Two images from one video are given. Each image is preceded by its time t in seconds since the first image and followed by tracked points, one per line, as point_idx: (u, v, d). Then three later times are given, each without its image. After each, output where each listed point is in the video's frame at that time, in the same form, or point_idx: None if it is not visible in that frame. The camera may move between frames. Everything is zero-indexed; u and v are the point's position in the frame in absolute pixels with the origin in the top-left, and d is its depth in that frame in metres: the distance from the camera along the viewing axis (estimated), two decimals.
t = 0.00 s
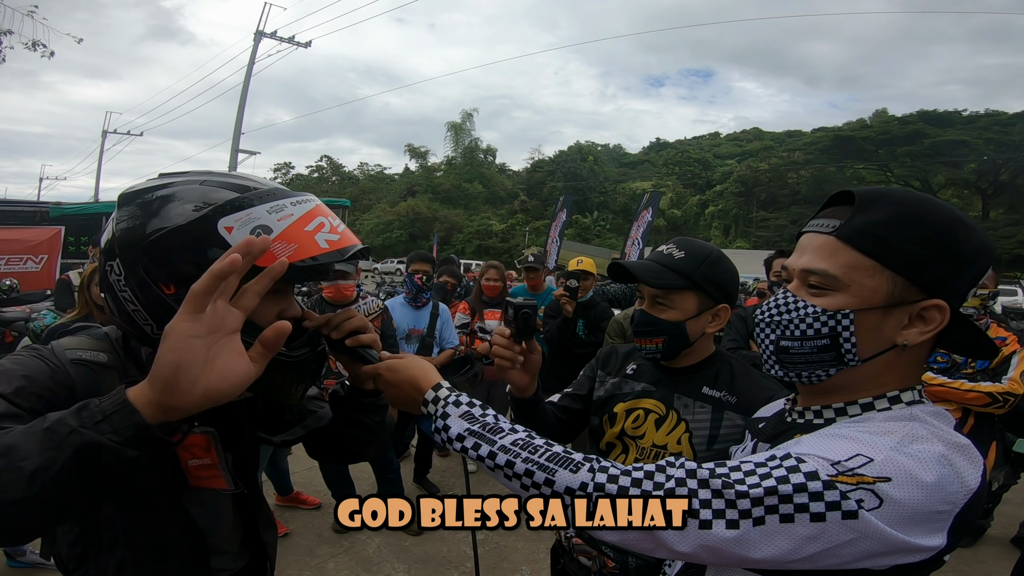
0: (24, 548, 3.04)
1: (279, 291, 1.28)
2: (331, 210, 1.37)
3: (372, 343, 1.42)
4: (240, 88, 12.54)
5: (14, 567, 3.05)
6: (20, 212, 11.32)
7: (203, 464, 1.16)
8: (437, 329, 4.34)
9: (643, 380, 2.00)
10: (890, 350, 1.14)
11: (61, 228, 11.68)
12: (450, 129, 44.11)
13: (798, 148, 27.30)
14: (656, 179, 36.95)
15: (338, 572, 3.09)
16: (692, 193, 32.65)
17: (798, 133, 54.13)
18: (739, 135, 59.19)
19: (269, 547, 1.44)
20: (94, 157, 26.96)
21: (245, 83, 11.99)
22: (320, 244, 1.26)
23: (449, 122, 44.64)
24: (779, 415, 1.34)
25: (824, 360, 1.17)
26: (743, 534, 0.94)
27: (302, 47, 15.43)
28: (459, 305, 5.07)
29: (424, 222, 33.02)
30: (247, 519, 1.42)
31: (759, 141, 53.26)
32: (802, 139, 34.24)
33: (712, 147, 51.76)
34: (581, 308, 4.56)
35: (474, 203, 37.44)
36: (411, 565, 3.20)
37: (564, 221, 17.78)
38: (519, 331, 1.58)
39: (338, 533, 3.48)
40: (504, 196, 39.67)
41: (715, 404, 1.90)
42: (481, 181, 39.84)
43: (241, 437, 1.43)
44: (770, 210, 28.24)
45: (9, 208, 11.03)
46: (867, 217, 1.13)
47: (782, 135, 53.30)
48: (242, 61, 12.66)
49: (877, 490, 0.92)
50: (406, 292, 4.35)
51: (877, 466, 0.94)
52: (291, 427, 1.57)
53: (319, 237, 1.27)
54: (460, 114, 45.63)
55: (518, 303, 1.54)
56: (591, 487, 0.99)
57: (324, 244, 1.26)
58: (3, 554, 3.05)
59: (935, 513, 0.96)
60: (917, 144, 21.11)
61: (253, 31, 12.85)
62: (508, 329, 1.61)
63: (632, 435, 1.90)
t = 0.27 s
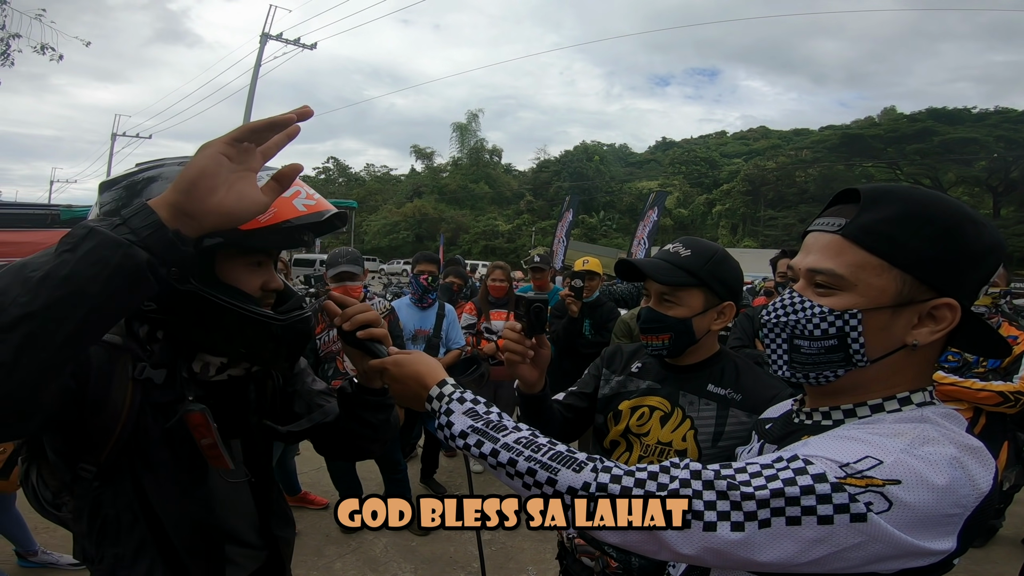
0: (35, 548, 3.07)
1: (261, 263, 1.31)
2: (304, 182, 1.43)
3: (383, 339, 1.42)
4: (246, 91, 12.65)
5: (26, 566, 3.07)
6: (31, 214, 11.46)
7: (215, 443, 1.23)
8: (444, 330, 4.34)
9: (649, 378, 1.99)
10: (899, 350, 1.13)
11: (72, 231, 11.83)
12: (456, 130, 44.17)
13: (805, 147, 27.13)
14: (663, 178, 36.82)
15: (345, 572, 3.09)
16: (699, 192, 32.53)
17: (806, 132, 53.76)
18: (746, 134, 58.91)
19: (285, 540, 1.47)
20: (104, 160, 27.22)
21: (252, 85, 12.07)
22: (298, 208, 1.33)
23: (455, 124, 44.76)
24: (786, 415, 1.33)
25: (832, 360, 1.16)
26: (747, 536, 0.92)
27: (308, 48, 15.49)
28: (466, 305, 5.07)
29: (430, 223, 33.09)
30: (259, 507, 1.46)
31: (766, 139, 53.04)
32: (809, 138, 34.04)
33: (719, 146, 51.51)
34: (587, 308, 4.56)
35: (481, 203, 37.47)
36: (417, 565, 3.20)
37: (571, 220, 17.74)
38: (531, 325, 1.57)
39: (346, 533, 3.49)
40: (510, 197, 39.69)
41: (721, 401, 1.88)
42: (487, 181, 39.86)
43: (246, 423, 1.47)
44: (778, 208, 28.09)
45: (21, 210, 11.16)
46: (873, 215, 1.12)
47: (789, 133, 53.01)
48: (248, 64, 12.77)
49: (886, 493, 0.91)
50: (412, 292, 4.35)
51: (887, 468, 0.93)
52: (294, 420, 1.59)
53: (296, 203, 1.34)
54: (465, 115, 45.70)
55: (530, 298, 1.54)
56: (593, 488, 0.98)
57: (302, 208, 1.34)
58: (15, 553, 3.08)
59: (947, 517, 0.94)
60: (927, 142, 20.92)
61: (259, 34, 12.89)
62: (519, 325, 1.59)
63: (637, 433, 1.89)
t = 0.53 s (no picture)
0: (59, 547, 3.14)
1: (278, 242, 1.42)
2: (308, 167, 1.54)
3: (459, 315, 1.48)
4: (261, 95, 12.80)
5: (49, 566, 3.14)
6: (54, 219, 11.72)
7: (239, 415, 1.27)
8: (457, 330, 4.34)
9: (661, 373, 1.97)
10: (914, 343, 1.10)
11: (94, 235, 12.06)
12: (469, 131, 44.39)
13: (822, 144, 26.76)
14: (677, 178, 36.54)
15: (359, 571, 3.11)
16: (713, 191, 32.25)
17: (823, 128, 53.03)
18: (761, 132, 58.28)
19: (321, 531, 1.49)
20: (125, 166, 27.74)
21: (267, 89, 12.21)
22: (302, 182, 1.43)
23: (468, 125, 44.85)
24: (799, 415, 1.30)
25: (845, 349, 1.13)
26: None
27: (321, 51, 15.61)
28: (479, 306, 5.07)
29: (444, 224, 33.21)
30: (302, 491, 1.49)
31: (782, 137, 52.41)
32: (826, 135, 33.56)
33: (734, 145, 51.00)
34: (601, 308, 4.53)
35: (494, 204, 37.50)
36: (431, 564, 3.21)
37: (584, 220, 17.69)
38: (551, 314, 1.54)
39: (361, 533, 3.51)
40: (523, 197, 39.70)
41: (735, 395, 1.85)
42: (501, 182, 39.89)
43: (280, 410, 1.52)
44: (795, 206, 27.73)
45: (45, 215, 11.41)
46: (892, 207, 1.10)
47: (806, 130, 52.33)
48: (262, 67, 12.89)
49: (912, 523, 0.89)
50: (426, 294, 4.35)
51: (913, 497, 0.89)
52: (327, 412, 1.63)
53: (298, 178, 1.44)
54: (478, 116, 45.79)
55: (549, 287, 1.52)
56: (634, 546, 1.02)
57: (304, 181, 1.44)
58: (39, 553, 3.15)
59: (974, 530, 0.92)
60: (947, 138, 20.51)
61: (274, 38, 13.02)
62: (539, 313, 1.57)
63: (650, 428, 1.86)
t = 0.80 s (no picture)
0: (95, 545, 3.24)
1: (331, 244, 1.55)
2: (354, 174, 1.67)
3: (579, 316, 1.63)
4: (288, 100, 13.05)
5: (85, 563, 3.25)
6: (94, 224, 12.15)
7: (308, 403, 1.47)
8: (481, 332, 4.33)
9: (691, 368, 1.92)
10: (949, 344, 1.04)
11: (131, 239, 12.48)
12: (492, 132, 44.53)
13: (854, 141, 26.08)
14: (703, 176, 36.01)
15: (383, 571, 3.13)
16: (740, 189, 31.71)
17: (855, 124, 51.67)
18: (790, 129, 57.10)
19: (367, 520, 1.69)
20: (160, 172, 28.58)
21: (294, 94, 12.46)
22: (348, 187, 1.56)
23: (491, 127, 45.00)
24: (824, 424, 1.24)
25: (876, 349, 1.07)
26: None
27: (346, 56, 15.83)
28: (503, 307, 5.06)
29: (468, 226, 33.38)
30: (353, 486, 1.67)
31: (812, 133, 51.25)
32: (858, 131, 32.69)
33: (762, 142, 50.03)
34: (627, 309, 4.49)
35: (518, 206, 37.54)
36: (454, 566, 3.21)
37: (608, 221, 17.57)
38: (592, 299, 1.65)
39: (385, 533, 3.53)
40: (547, 198, 39.66)
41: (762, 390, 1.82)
42: (524, 183, 39.91)
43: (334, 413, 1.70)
44: (825, 205, 27.07)
45: (85, 220, 11.83)
46: (925, 206, 1.06)
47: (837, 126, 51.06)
48: (289, 73, 13.15)
49: (1003, 540, 0.86)
50: (450, 296, 4.36)
51: (1002, 518, 0.85)
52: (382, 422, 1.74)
53: (345, 184, 1.57)
54: (502, 118, 45.90)
55: (593, 273, 1.60)
56: None
57: (351, 186, 1.58)
58: (76, 551, 3.26)
59: None
60: (987, 132, 19.78)
61: (300, 44, 13.26)
62: (581, 299, 1.67)
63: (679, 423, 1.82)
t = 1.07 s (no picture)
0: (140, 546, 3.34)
1: (388, 258, 1.56)
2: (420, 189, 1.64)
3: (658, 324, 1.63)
4: (327, 109, 13.37)
5: (131, 562, 3.36)
6: (147, 231, 12.74)
7: (352, 406, 1.52)
8: (518, 336, 4.30)
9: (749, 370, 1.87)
10: None
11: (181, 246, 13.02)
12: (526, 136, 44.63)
13: (904, 137, 24.97)
14: (743, 177, 35.12)
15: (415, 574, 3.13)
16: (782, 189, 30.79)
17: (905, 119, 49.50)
18: (835, 126, 55.16)
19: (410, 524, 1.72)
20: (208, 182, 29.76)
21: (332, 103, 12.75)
22: (408, 205, 1.53)
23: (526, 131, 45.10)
24: (894, 432, 1.25)
25: (981, 358, 1.06)
26: None
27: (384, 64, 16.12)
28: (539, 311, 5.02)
29: (503, 231, 33.51)
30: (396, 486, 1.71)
31: (859, 130, 49.38)
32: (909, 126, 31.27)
33: (805, 140, 48.48)
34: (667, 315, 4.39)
35: (553, 209, 37.46)
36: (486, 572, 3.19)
37: (644, 224, 17.30)
38: (671, 295, 1.67)
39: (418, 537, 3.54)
40: (582, 202, 39.46)
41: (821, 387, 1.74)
42: (559, 187, 39.82)
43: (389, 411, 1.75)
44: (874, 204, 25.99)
45: (139, 228, 12.41)
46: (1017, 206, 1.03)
47: (886, 122, 49.04)
48: (329, 82, 13.48)
49: None
50: (487, 301, 4.34)
51: None
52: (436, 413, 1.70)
53: (405, 201, 1.54)
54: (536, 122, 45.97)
55: (671, 269, 1.66)
56: None
57: (410, 205, 1.54)
58: (124, 549, 3.38)
59: None
60: None
61: (338, 54, 13.57)
62: (658, 295, 1.68)
63: (737, 422, 1.75)
